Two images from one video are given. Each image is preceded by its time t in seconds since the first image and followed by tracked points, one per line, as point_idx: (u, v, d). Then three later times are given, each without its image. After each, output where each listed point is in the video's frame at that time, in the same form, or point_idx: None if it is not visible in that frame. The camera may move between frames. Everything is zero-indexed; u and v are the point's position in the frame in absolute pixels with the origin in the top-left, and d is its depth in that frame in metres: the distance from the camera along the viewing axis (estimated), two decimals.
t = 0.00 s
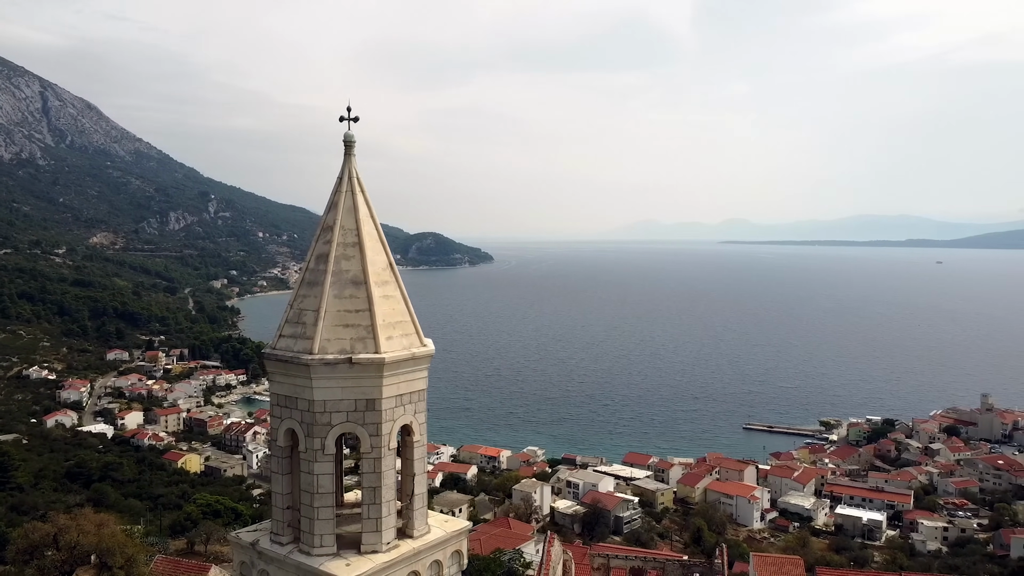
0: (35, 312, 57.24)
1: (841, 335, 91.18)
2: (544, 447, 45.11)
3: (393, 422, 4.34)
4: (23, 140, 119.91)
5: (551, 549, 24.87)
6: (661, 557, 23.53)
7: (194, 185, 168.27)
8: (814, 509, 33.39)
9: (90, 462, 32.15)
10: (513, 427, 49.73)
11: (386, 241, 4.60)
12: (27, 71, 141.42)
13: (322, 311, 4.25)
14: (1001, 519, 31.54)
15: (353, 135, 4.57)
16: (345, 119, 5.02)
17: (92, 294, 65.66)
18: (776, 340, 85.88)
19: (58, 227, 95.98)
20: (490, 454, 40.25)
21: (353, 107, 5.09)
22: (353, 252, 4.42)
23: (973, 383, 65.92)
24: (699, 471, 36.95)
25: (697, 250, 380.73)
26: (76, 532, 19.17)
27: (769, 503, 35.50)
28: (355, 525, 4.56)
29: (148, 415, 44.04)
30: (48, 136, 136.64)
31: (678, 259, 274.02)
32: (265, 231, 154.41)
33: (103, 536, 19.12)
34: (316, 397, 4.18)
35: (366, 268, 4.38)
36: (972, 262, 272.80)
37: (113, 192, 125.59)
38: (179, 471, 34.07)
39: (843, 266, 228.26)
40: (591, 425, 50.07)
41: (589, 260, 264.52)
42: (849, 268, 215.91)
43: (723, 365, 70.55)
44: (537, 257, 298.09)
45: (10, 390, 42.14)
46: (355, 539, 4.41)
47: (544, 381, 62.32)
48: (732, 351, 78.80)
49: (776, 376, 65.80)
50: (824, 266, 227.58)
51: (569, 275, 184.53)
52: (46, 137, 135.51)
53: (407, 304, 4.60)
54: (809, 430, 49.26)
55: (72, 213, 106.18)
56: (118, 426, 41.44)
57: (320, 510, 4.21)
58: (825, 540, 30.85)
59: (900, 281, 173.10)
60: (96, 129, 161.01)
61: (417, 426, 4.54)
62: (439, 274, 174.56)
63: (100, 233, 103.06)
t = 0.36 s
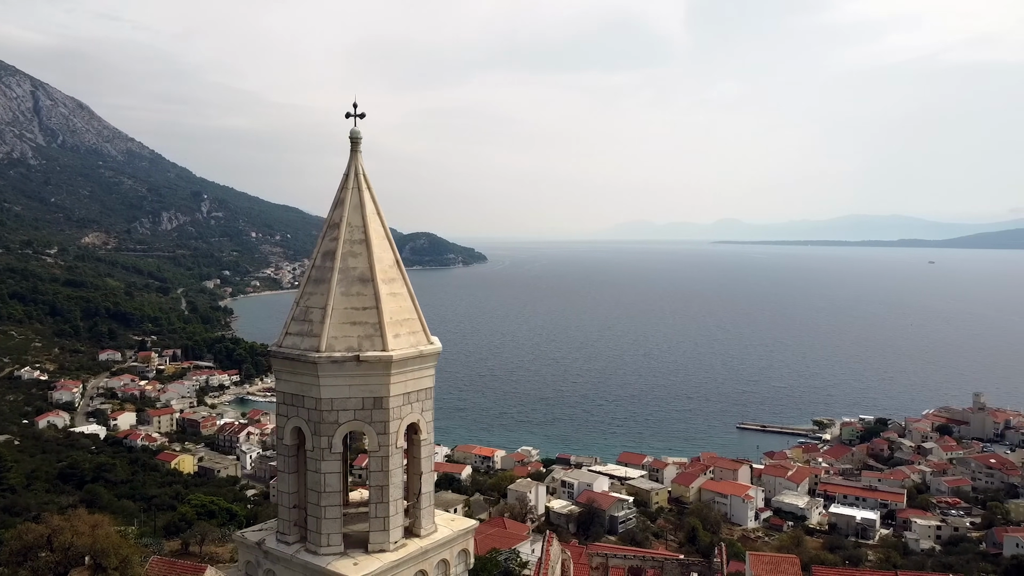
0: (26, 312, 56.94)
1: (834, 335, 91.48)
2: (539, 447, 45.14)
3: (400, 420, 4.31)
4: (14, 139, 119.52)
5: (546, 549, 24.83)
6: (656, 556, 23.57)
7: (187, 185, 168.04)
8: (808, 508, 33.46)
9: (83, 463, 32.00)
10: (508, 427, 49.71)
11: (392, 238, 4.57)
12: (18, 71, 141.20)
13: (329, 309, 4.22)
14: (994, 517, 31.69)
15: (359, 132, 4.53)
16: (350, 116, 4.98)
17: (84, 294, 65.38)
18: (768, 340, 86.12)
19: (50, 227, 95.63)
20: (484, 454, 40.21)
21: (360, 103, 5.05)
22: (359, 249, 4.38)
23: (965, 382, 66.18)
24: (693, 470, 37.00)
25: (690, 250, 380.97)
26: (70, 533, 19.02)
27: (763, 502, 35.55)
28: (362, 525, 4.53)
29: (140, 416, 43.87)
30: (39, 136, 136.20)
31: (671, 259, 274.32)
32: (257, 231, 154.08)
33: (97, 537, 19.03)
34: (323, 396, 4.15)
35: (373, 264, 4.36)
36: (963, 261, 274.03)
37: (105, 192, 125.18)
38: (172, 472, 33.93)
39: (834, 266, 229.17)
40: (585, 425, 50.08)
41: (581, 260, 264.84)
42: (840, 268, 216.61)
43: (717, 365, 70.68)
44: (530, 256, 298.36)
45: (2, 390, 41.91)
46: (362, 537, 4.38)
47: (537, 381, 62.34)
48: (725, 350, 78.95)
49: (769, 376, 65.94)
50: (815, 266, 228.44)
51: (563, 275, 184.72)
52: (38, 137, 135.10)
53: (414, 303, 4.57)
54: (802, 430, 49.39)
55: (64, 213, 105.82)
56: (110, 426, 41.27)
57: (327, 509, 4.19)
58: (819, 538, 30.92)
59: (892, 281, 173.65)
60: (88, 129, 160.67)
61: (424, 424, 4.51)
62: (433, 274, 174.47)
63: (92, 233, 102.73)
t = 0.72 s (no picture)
0: (14, 314, 56.53)
1: (823, 335, 91.79)
2: (531, 447, 45.13)
3: (405, 421, 4.29)
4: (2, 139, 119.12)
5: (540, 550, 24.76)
6: (651, 555, 23.59)
7: (178, 185, 167.56)
8: (799, 507, 33.57)
9: (72, 465, 31.77)
10: (500, 427, 49.64)
11: (398, 236, 4.54)
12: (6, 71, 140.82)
13: (335, 307, 4.19)
14: (984, 515, 31.87)
15: (365, 129, 4.49)
16: (355, 113, 4.94)
17: (73, 294, 65.06)
18: (759, 340, 86.29)
19: (38, 227, 95.19)
20: (476, 454, 40.11)
21: (365, 100, 5.01)
22: (364, 248, 4.36)
23: (954, 381, 66.44)
24: (685, 470, 37.07)
25: (683, 251, 381.19)
26: (61, 535, 18.87)
27: (755, 502, 35.59)
28: (367, 524, 4.50)
29: (131, 416, 43.62)
30: (28, 136, 135.67)
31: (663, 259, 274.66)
32: (248, 231, 153.75)
33: (89, 538, 18.84)
34: (330, 394, 4.11)
35: (378, 263, 4.33)
36: (952, 261, 275.65)
37: (94, 192, 124.65)
38: (163, 473, 33.72)
39: (823, 267, 230.16)
40: (577, 425, 50.06)
41: (573, 261, 265.08)
42: (829, 268, 217.40)
43: (707, 365, 70.77)
44: (521, 256, 298.44)
45: None
46: (367, 537, 4.35)
47: (529, 381, 62.32)
48: (717, 350, 79.10)
49: (760, 376, 66.09)
50: (805, 266, 229.38)
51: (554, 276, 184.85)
52: (26, 137, 134.59)
53: (420, 301, 4.53)
54: (793, 429, 49.51)
55: (53, 213, 105.38)
56: (100, 427, 41.01)
57: (332, 509, 4.15)
58: (811, 537, 30.99)
59: (882, 281, 174.37)
60: (77, 129, 160.22)
61: (429, 424, 4.48)
62: (424, 274, 174.25)
63: (81, 233, 102.33)
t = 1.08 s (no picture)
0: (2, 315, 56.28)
1: (814, 334, 92.07)
2: (522, 447, 45.15)
3: (417, 417, 4.28)
4: None
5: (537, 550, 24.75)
6: (645, 553, 23.65)
7: (168, 185, 166.96)
8: (791, 505, 33.69)
9: (62, 466, 31.64)
10: (491, 427, 49.63)
11: (407, 234, 4.56)
12: None
13: (345, 306, 4.19)
14: (974, 513, 32.10)
15: (374, 126, 4.49)
16: (364, 111, 4.94)
17: (62, 295, 64.81)
18: (750, 339, 86.43)
19: (27, 227, 94.85)
20: (469, 454, 40.10)
21: (374, 99, 5.02)
22: (375, 245, 4.36)
23: (944, 380, 66.77)
24: (678, 469, 37.18)
25: (675, 251, 381.50)
26: (54, 536, 18.82)
27: (747, 500, 35.69)
28: (379, 522, 4.50)
29: (121, 417, 43.45)
30: (16, 136, 135.10)
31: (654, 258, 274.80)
32: (238, 230, 153.36)
33: (82, 540, 18.80)
34: (340, 391, 4.12)
35: (389, 260, 4.33)
36: (940, 261, 277.32)
37: (83, 192, 124.22)
38: (154, 474, 33.59)
39: (814, 266, 230.91)
40: (569, 425, 50.09)
41: (564, 260, 265.07)
42: (820, 268, 218.11)
43: (699, 365, 70.90)
44: (512, 256, 298.36)
45: None
46: (378, 535, 4.36)
47: (520, 381, 62.30)
48: (708, 349, 79.25)
49: (750, 376, 66.26)
50: (796, 266, 230.07)
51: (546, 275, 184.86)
52: (14, 137, 133.97)
53: (430, 298, 4.53)
54: (785, 428, 49.67)
55: (41, 213, 104.99)
56: (90, 429, 40.83)
57: (344, 505, 4.15)
58: (803, 535, 31.13)
59: (872, 280, 175.17)
60: (65, 128, 159.73)
61: (440, 420, 4.48)
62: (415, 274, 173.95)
63: (70, 233, 101.99)
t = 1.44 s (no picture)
0: None
1: (805, 333, 92.33)
2: (515, 446, 45.14)
3: (429, 420, 4.29)
4: None
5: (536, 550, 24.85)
6: (640, 553, 23.70)
7: (158, 185, 166.41)
8: (783, 505, 33.76)
9: (53, 467, 31.49)
10: (484, 427, 49.57)
11: (417, 235, 4.56)
12: None
13: (357, 307, 4.19)
14: (964, 511, 32.29)
15: (385, 128, 4.48)
16: (374, 113, 4.94)
17: (51, 295, 64.57)
18: (742, 339, 86.57)
19: (16, 227, 94.52)
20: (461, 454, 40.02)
21: (383, 100, 5.00)
22: (385, 247, 4.36)
23: (934, 379, 67.03)
24: (671, 468, 37.19)
25: (668, 250, 381.03)
26: (47, 538, 18.79)
27: (740, 500, 35.71)
28: (390, 524, 4.51)
29: (112, 418, 43.21)
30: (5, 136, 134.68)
31: (646, 258, 274.45)
32: (228, 229, 153.01)
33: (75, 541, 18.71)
34: (352, 394, 4.12)
35: (400, 263, 4.33)
36: (931, 261, 277.55)
37: (72, 192, 123.82)
38: (145, 476, 33.40)
39: (805, 266, 231.59)
40: (562, 425, 50.07)
41: (556, 260, 265.01)
42: (811, 267, 218.73)
43: (691, 364, 70.99)
44: (504, 256, 298.18)
45: None
46: (389, 537, 4.36)
47: (512, 381, 62.24)
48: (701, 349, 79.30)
49: (742, 375, 66.37)
50: (786, 266, 230.67)
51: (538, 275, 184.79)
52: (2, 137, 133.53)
53: (441, 301, 4.53)
54: (776, 427, 49.81)
55: (30, 213, 104.65)
56: (81, 430, 40.60)
57: (356, 508, 4.16)
58: (795, 535, 31.21)
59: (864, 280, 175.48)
60: (54, 127, 159.34)
61: (451, 423, 4.48)
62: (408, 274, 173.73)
63: (59, 233, 101.69)
